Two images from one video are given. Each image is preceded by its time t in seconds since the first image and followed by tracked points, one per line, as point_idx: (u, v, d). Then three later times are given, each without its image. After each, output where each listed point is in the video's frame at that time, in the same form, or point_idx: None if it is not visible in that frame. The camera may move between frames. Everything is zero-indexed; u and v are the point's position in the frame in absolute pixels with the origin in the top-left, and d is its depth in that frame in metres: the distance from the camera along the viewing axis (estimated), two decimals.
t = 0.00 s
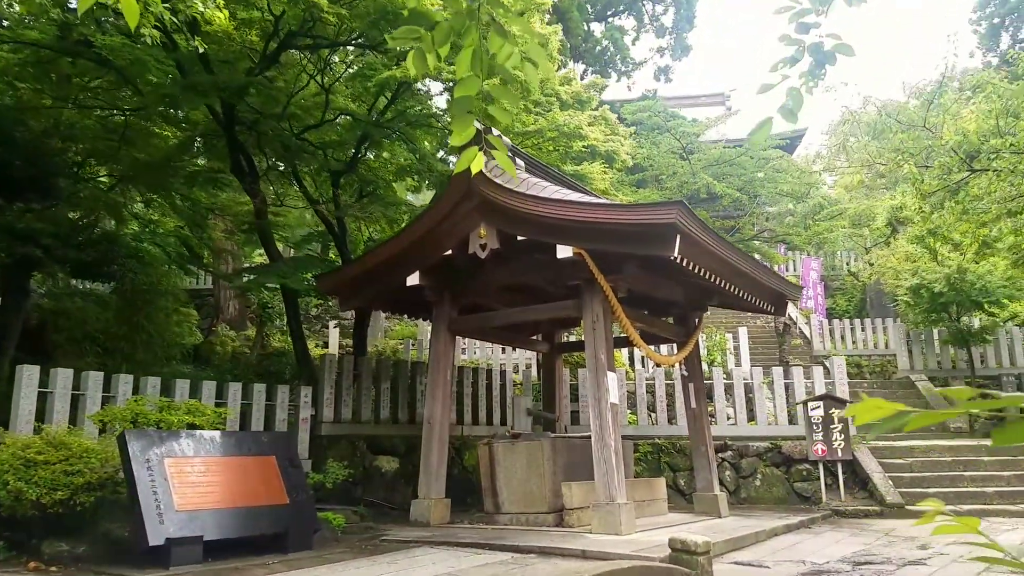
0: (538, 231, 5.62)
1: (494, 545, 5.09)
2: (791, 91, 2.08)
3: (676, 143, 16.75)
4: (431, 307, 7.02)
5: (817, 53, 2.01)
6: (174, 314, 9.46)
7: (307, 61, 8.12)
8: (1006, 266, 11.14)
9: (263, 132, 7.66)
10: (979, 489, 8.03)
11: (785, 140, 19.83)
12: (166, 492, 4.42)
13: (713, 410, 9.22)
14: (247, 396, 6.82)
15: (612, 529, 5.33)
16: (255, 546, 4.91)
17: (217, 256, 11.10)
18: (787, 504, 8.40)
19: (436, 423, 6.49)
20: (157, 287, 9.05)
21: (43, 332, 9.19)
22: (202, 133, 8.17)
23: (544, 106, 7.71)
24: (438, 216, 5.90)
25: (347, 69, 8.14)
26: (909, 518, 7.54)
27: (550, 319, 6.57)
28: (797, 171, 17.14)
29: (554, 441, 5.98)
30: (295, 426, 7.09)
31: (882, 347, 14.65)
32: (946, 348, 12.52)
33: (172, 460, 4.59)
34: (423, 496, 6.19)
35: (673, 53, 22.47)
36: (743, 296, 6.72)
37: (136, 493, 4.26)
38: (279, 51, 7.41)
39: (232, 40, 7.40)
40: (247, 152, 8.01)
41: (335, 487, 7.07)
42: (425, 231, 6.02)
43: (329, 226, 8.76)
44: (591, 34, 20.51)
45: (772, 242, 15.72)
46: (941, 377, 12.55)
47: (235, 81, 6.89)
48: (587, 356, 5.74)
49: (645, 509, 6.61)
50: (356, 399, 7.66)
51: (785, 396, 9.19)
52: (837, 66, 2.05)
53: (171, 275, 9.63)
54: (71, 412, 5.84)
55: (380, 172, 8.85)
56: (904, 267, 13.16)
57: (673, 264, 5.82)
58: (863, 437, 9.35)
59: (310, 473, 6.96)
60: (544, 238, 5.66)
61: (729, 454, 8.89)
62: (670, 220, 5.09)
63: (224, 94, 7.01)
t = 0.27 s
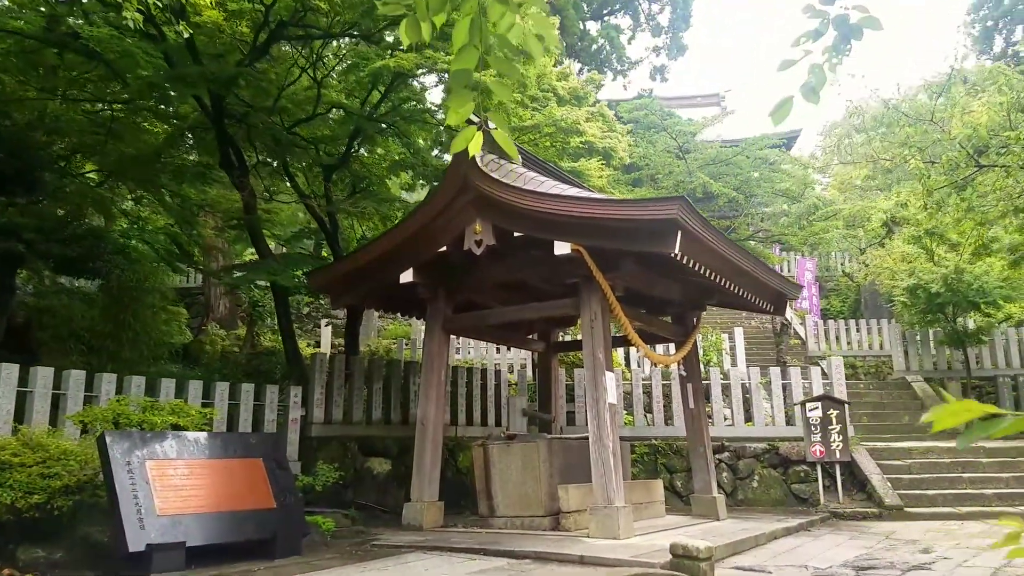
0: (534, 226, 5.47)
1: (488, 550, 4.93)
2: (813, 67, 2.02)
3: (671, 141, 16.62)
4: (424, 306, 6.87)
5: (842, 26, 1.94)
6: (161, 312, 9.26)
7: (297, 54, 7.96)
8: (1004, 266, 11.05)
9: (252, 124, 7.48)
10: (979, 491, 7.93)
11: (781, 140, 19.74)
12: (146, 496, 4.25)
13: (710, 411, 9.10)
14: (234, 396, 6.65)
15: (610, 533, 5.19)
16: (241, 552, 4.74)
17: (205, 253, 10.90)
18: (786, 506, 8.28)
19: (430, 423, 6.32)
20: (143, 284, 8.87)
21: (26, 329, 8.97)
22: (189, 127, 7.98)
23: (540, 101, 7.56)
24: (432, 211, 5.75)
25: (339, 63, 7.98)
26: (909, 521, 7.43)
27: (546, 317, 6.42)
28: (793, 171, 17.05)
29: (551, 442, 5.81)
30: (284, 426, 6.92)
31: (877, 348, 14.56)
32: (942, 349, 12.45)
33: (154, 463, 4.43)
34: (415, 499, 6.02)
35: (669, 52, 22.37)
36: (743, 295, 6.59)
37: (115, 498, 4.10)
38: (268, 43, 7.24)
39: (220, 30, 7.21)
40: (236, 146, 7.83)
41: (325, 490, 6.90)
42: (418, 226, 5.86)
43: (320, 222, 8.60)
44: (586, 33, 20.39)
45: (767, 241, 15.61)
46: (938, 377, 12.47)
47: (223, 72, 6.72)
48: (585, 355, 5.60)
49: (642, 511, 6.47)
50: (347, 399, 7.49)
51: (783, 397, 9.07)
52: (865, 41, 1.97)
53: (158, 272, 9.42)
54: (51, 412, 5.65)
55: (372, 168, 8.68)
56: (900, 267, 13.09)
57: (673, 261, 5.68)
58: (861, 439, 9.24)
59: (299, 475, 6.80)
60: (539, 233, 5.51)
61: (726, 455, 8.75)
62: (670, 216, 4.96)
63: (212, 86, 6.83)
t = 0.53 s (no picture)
0: (526, 225, 5.35)
1: (478, 556, 4.81)
2: (824, 46, 2.25)
3: (663, 142, 16.55)
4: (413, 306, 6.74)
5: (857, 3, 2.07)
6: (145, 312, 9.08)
7: (285, 50, 7.83)
8: (996, 267, 11.03)
9: (238, 120, 7.34)
10: (974, 493, 7.87)
11: (772, 140, 19.71)
12: (124, 501, 4.10)
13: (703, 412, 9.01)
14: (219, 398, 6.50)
15: (603, 539, 5.08)
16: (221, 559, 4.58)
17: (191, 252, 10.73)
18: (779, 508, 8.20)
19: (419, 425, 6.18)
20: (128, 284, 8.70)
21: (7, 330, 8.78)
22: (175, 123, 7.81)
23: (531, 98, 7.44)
24: (422, 209, 5.62)
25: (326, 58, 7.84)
26: (903, 524, 7.36)
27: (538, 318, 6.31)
28: (784, 172, 17.02)
29: (543, 446, 5.64)
30: (270, 429, 6.77)
31: (869, 349, 14.53)
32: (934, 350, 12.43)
33: (133, 467, 4.27)
34: (404, 503, 5.87)
35: (660, 52, 22.30)
36: (738, 295, 6.50)
37: (92, 503, 3.94)
38: (255, 37, 7.09)
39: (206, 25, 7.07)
40: (222, 143, 7.69)
41: (312, 494, 6.76)
42: (408, 224, 5.73)
43: (308, 220, 8.46)
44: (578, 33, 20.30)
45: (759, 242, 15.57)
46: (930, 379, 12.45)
47: (209, 67, 6.58)
48: (578, 356, 5.47)
49: (635, 515, 6.36)
50: (335, 401, 7.34)
51: (776, 398, 8.99)
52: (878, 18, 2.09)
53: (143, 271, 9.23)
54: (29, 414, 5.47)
55: (362, 166, 8.50)
56: (892, 268, 13.05)
57: (667, 261, 5.57)
58: (854, 440, 9.18)
59: (285, 479, 6.66)
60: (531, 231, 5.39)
61: (719, 457, 8.66)
62: (665, 214, 4.83)
63: (197, 81, 6.69)
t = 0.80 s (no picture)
0: (519, 220, 5.22)
1: (470, 559, 4.68)
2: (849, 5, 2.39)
3: (657, 140, 16.48)
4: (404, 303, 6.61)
5: None
6: (132, 310, 8.92)
7: (274, 43, 7.69)
8: (992, 266, 10.98)
9: (225, 114, 7.19)
10: (971, 493, 7.81)
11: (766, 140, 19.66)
12: (104, 503, 3.96)
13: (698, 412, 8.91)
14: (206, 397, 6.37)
15: (597, 540, 4.97)
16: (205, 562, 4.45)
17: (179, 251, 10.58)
18: (776, 509, 8.10)
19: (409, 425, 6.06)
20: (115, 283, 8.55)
21: None
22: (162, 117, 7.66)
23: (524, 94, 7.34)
24: (412, 203, 5.50)
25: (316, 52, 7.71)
26: (901, 524, 7.27)
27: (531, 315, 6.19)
28: (778, 171, 16.96)
29: (536, 446, 5.54)
30: (258, 430, 6.63)
31: (863, 349, 14.48)
32: (929, 349, 12.37)
33: (113, 467, 4.13)
34: (394, 505, 5.75)
35: (654, 51, 22.25)
36: (734, 292, 6.39)
37: (70, 504, 3.80)
38: (242, 29, 6.96)
39: (193, 18, 6.95)
40: (210, 137, 7.54)
41: (300, 495, 6.62)
42: (398, 219, 5.60)
43: (297, 217, 8.33)
44: (571, 31, 20.22)
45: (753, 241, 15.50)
46: (925, 379, 12.39)
47: (196, 60, 6.45)
48: (572, 354, 5.36)
49: (630, 516, 6.25)
50: (324, 401, 7.20)
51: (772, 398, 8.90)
52: None
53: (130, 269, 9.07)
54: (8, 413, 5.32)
55: (352, 162, 8.46)
56: (887, 268, 13.00)
57: (664, 256, 5.45)
58: (850, 440, 9.09)
59: (273, 480, 6.52)
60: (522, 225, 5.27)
61: (714, 457, 8.55)
62: (661, 209, 4.69)
63: (184, 74, 6.55)
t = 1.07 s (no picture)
0: (512, 214, 5.07)
1: (461, 563, 4.53)
2: None
3: (653, 138, 16.35)
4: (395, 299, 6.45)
5: None
6: (118, 308, 8.74)
7: (263, 35, 7.54)
8: (992, 264, 10.86)
9: (212, 106, 7.02)
10: (973, 494, 7.69)
11: (762, 138, 19.55)
12: (81, 506, 3.76)
13: (695, 412, 8.77)
14: (191, 397, 6.20)
15: (593, 544, 4.82)
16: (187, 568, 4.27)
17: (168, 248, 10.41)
18: (774, 510, 7.97)
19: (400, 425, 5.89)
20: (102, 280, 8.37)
21: None
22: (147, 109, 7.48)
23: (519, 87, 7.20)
24: (403, 196, 5.35)
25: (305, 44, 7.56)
26: (902, 526, 7.15)
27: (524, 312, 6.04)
28: (775, 169, 16.85)
29: (530, 446, 5.39)
30: (245, 430, 6.46)
31: (861, 348, 14.37)
32: (927, 348, 12.29)
33: (91, 468, 3.93)
34: (384, 507, 5.58)
35: (650, 48, 22.12)
36: (733, 289, 6.25)
37: (44, 508, 3.61)
38: (230, 20, 6.81)
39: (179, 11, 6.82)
40: (196, 131, 7.37)
41: (288, 496, 6.46)
42: (389, 213, 5.45)
43: (288, 214, 8.17)
44: (567, 28, 20.09)
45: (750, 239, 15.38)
46: (924, 378, 12.29)
47: (182, 51, 6.29)
48: (567, 352, 5.20)
49: (626, 518, 6.11)
50: (313, 401, 7.04)
51: (770, 397, 8.77)
52: None
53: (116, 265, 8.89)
54: None
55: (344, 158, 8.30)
56: (885, 266, 12.90)
57: (661, 251, 5.31)
58: (849, 440, 8.97)
59: (260, 482, 6.35)
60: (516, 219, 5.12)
61: (712, 458, 8.41)
62: (658, 201, 4.55)
63: (170, 66, 6.39)
